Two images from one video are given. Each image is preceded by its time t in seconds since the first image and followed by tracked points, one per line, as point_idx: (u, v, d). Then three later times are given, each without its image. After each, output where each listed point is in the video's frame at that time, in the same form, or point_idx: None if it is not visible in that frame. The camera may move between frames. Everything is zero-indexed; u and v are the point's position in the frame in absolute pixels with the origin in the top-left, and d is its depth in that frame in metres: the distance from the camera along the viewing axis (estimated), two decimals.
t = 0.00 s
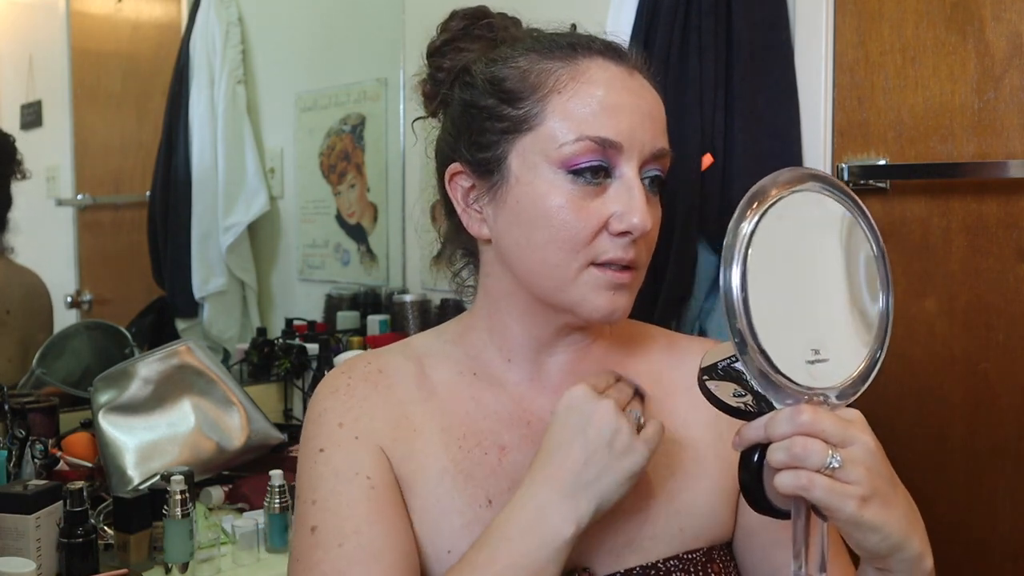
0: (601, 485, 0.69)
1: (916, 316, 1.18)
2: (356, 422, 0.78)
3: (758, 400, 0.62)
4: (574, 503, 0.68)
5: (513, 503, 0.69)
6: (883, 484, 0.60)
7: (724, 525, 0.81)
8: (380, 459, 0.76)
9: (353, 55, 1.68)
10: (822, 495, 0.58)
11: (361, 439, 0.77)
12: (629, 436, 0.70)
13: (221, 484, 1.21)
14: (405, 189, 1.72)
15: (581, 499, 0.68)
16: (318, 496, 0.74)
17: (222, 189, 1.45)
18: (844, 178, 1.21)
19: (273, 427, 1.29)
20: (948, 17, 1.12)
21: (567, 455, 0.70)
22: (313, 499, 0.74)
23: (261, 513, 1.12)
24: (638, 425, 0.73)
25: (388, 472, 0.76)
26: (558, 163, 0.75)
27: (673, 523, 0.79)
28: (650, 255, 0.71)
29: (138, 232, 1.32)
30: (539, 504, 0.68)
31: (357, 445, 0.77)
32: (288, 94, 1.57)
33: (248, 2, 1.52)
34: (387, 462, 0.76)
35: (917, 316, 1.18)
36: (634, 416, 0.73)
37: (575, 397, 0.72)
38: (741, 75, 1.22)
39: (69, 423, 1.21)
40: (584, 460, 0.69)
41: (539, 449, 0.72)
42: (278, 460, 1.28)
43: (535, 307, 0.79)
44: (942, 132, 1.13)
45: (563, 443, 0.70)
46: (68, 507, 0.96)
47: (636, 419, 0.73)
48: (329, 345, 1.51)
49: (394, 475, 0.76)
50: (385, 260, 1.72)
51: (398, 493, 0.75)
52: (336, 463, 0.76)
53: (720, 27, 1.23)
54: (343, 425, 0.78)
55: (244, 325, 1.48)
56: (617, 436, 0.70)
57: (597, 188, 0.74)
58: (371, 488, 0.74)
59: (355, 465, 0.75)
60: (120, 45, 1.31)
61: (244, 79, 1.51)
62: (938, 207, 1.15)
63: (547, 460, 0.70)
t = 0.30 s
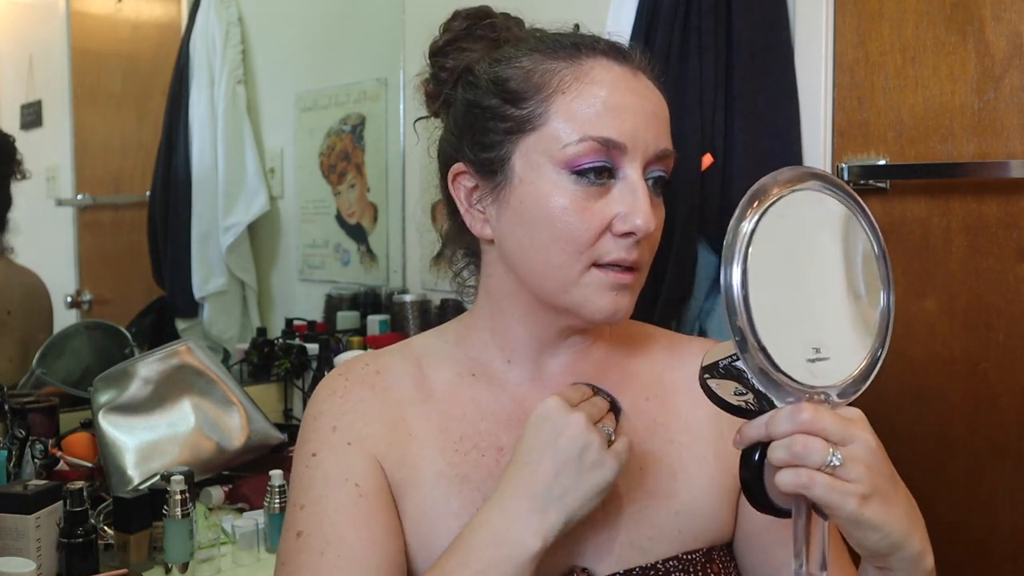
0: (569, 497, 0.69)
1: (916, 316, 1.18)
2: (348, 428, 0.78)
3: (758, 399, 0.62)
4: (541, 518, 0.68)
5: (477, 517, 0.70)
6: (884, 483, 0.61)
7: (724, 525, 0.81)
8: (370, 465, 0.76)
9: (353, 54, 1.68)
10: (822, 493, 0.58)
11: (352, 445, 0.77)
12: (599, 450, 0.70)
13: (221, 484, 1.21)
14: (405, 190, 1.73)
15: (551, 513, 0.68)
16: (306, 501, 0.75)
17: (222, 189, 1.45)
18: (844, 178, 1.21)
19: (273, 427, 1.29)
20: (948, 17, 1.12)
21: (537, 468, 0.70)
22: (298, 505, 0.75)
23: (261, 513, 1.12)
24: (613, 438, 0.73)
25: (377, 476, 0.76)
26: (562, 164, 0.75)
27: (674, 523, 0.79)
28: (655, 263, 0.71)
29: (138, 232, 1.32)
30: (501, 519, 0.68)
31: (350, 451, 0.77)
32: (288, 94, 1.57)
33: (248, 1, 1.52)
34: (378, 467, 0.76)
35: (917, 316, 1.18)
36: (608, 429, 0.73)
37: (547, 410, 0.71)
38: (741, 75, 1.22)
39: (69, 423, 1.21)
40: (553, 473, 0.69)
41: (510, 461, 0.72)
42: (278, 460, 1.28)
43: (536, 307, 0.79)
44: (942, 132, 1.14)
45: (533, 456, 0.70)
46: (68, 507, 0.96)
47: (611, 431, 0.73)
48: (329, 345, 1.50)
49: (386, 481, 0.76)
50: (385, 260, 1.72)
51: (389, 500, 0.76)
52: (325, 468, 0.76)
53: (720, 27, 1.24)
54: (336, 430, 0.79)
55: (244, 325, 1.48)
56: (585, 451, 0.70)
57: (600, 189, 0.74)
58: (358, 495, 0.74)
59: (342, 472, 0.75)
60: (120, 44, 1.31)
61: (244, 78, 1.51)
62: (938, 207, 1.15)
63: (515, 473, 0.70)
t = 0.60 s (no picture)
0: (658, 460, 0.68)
1: (916, 316, 1.18)
2: (368, 406, 0.77)
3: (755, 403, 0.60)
4: (629, 485, 0.67)
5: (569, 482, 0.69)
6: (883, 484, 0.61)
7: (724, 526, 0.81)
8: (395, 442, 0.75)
9: (353, 54, 1.68)
10: (818, 499, 0.58)
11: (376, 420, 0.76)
12: (680, 418, 0.69)
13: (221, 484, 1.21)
14: (405, 189, 1.73)
15: (637, 482, 0.67)
16: (339, 476, 0.73)
17: (222, 189, 1.45)
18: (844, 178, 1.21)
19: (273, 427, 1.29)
20: (948, 17, 1.12)
21: (623, 439, 0.69)
22: (338, 479, 0.72)
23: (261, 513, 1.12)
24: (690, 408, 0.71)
25: (406, 454, 0.75)
26: (557, 162, 0.75)
27: (674, 523, 0.79)
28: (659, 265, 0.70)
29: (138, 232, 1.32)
30: (594, 484, 0.67)
31: (378, 426, 0.76)
32: (288, 94, 1.57)
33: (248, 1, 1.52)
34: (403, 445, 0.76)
35: (916, 316, 1.18)
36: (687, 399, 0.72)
37: (630, 385, 0.71)
38: (741, 75, 1.22)
39: (69, 423, 1.21)
40: (640, 442, 0.68)
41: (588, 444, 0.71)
42: (278, 459, 1.28)
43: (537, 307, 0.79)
44: (942, 132, 1.13)
45: (616, 428, 0.69)
46: (68, 507, 0.96)
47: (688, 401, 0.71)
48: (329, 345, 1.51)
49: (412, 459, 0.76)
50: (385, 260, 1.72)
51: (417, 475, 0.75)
52: (353, 443, 0.74)
53: (720, 26, 1.23)
54: (356, 409, 0.77)
55: (244, 325, 1.48)
56: (669, 418, 0.68)
57: (595, 186, 0.74)
58: (394, 466, 0.73)
59: (377, 445, 0.74)
60: (121, 44, 1.31)
61: (244, 79, 1.51)
62: (938, 207, 1.15)
63: (602, 442, 0.70)
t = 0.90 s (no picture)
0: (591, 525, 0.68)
1: (916, 316, 1.18)
2: (355, 420, 0.78)
3: (759, 398, 0.63)
4: (558, 536, 0.67)
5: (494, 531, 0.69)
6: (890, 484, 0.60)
7: (727, 525, 0.81)
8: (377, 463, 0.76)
9: (353, 54, 1.68)
10: (824, 493, 0.58)
11: (360, 439, 0.77)
12: (628, 480, 0.69)
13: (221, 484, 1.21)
14: (405, 190, 1.73)
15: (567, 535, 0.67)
16: (309, 497, 0.75)
17: (222, 189, 1.45)
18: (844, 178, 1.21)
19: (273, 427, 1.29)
20: (948, 17, 1.12)
21: (560, 492, 0.69)
22: (306, 501, 0.75)
23: (261, 513, 1.12)
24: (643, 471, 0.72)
25: (384, 475, 0.76)
26: (566, 167, 0.75)
27: (675, 521, 0.79)
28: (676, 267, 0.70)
29: (138, 232, 1.32)
30: (513, 538, 0.68)
31: (358, 445, 0.76)
32: (288, 94, 1.57)
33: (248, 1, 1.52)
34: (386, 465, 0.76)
35: (916, 316, 1.18)
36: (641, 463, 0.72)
37: (581, 434, 0.72)
38: (741, 75, 1.22)
39: (69, 423, 1.21)
40: (578, 496, 0.69)
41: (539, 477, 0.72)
42: (278, 460, 1.28)
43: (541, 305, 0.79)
44: (942, 132, 1.14)
45: (557, 480, 0.70)
46: (68, 507, 0.96)
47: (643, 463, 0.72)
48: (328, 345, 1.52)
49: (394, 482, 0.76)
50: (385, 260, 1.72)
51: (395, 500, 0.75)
52: (332, 463, 0.76)
53: (720, 26, 1.24)
54: (343, 422, 0.78)
55: (244, 325, 1.48)
56: (615, 478, 0.69)
57: (604, 193, 0.74)
58: (364, 493, 0.74)
59: (350, 468, 0.75)
60: (121, 44, 1.31)
61: (244, 79, 1.50)
62: (938, 207, 1.15)
63: (536, 493, 0.70)
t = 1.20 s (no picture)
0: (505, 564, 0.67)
1: (916, 316, 1.19)
2: (342, 429, 0.78)
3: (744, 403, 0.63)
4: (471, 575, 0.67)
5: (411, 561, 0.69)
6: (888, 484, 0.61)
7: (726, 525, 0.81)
8: (354, 475, 0.76)
9: (353, 54, 1.68)
10: (811, 495, 0.58)
11: (343, 449, 0.77)
12: (551, 527, 0.67)
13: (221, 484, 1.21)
14: (405, 189, 1.72)
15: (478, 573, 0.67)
16: (287, 501, 0.77)
17: (222, 189, 1.45)
18: (844, 178, 1.21)
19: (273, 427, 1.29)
20: (948, 17, 1.12)
21: (487, 523, 0.68)
22: (282, 506, 0.77)
23: (261, 514, 1.12)
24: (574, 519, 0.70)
25: (359, 487, 0.76)
26: (569, 162, 0.75)
27: (675, 521, 0.79)
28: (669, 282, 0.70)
29: (138, 232, 1.32)
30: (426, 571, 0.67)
31: (340, 455, 0.77)
32: (288, 94, 1.57)
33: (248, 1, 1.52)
34: (365, 476, 0.77)
35: (916, 316, 1.19)
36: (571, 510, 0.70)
37: (518, 472, 0.69)
38: (741, 75, 1.22)
39: (69, 423, 1.21)
40: (499, 534, 0.67)
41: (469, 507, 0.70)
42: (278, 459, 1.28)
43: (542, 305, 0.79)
44: (942, 132, 1.14)
45: (482, 513, 0.69)
46: (68, 507, 0.96)
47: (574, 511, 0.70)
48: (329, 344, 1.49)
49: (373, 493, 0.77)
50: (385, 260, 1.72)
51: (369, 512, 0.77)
52: (311, 472, 0.77)
53: (720, 26, 1.24)
54: (331, 431, 0.79)
55: (244, 325, 1.48)
56: (540, 522, 0.67)
57: (607, 187, 0.74)
58: (334, 505, 0.75)
59: (325, 478, 0.76)
60: (121, 44, 1.31)
61: (244, 78, 1.50)
62: (938, 207, 1.15)
63: (465, 520, 0.69)
